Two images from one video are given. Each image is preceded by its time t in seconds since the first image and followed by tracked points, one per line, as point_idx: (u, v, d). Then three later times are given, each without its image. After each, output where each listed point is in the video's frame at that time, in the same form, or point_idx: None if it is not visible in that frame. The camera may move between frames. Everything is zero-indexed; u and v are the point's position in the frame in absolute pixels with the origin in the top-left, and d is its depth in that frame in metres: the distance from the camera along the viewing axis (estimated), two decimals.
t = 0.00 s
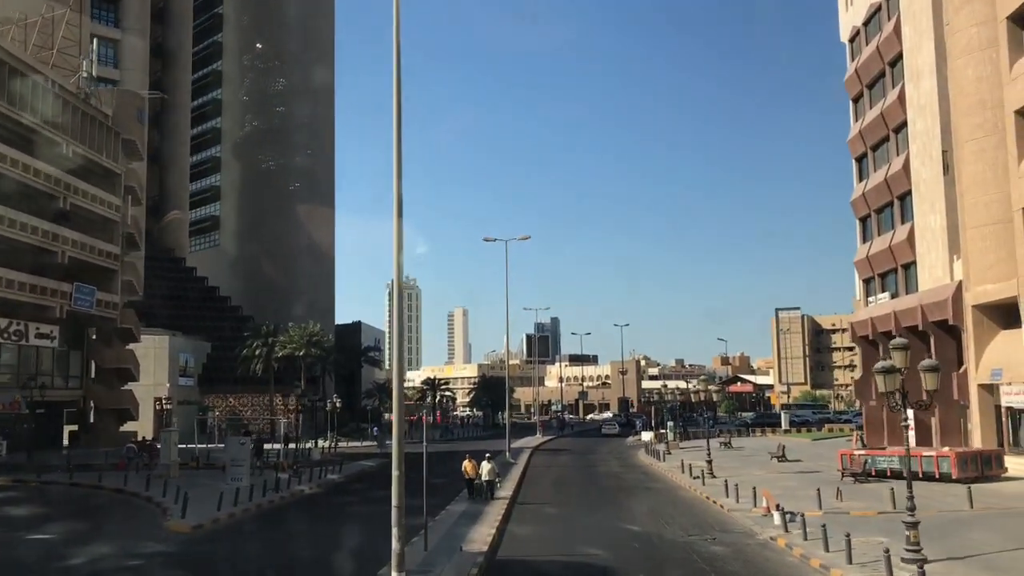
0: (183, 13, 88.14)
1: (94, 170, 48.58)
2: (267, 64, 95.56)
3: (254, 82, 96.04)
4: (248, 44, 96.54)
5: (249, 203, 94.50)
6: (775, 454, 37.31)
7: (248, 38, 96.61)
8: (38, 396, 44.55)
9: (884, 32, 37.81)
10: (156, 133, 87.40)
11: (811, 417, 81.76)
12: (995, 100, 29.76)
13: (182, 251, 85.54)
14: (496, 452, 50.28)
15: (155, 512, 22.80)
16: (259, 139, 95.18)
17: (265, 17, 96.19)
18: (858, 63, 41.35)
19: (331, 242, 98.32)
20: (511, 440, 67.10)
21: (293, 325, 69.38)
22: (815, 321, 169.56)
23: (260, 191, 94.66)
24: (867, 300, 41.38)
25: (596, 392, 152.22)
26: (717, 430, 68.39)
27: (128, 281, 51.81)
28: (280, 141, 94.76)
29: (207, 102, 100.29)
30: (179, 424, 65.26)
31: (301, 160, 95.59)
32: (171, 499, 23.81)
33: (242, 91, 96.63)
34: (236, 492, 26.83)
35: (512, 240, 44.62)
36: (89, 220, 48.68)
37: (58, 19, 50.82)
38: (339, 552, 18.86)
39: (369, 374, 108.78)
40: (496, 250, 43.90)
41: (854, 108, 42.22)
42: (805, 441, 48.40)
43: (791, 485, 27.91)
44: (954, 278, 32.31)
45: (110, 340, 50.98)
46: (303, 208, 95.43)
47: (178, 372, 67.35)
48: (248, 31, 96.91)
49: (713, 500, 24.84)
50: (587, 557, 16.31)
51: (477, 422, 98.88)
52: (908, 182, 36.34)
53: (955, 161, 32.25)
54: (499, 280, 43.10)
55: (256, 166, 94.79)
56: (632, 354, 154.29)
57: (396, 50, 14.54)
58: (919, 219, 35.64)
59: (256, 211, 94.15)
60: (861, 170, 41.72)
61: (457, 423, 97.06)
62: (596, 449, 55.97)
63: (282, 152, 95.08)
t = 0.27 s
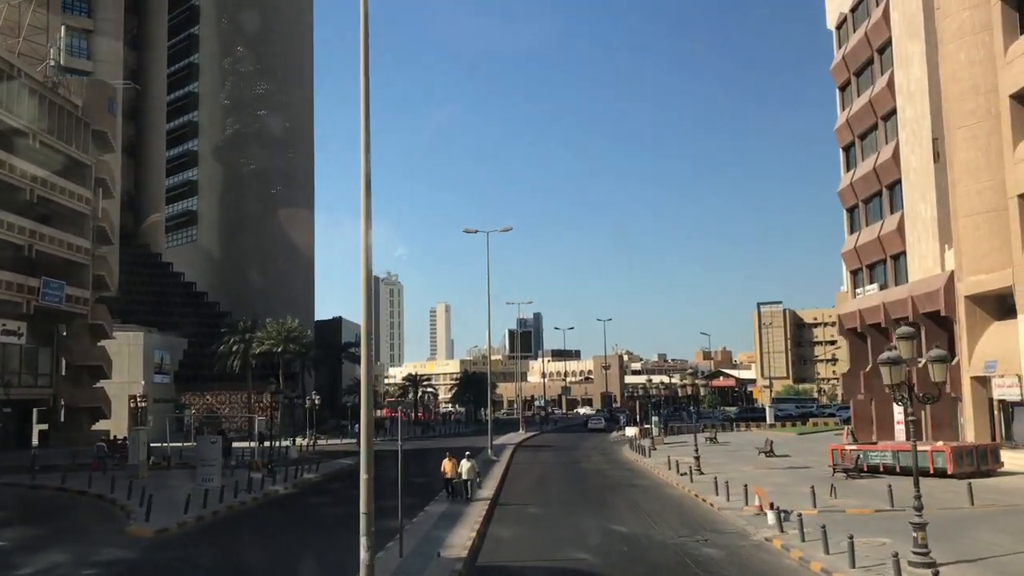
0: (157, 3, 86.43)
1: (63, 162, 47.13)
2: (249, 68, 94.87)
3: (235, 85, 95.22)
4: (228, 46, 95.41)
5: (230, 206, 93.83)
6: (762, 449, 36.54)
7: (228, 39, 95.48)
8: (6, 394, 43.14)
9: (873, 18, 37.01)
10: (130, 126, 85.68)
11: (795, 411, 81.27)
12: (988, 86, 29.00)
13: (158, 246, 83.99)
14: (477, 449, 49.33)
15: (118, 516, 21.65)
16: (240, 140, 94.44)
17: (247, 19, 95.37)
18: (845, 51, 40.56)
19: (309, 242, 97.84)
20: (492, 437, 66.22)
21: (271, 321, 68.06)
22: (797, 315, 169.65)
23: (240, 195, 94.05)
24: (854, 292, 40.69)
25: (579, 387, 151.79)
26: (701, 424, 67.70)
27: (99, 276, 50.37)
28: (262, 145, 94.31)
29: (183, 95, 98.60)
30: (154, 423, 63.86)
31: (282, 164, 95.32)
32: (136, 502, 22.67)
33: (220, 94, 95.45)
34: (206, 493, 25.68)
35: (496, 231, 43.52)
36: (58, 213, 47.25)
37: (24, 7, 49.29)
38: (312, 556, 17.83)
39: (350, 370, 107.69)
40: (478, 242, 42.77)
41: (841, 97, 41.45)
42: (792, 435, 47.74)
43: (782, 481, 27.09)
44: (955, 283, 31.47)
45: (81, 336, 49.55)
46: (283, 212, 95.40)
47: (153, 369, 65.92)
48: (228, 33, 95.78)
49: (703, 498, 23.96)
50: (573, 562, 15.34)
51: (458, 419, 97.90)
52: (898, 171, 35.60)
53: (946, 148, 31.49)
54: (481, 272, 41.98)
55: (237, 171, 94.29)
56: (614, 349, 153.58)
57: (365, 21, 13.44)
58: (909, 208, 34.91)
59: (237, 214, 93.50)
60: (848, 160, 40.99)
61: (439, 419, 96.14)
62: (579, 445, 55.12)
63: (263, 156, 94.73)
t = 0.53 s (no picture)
0: None
1: (32, 156, 45.58)
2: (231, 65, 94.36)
3: (219, 81, 94.97)
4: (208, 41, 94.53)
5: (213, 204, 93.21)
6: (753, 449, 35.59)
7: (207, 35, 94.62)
8: None
9: (865, 6, 36.09)
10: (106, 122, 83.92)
11: (783, 410, 80.52)
12: (987, 72, 28.09)
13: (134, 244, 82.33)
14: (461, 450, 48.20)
15: (77, 524, 20.34)
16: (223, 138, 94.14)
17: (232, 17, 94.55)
18: (837, 40, 39.64)
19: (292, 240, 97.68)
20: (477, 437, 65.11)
21: (250, 320, 66.62)
22: (782, 313, 169.31)
23: (223, 193, 93.40)
24: (846, 287, 39.79)
25: (564, 387, 150.97)
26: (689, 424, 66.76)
27: (70, 273, 48.79)
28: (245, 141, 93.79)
29: (161, 91, 96.90)
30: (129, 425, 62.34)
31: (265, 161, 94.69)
32: (97, 508, 21.34)
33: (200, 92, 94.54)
34: (174, 499, 24.36)
35: (480, 226, 42.36)
36: (27, 209, 45.70)
37: None
38: (281, 567, 16.59)
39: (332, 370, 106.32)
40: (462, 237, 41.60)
41: (832, 88, 40.54)
42: (783, 435, 46.82)
43: (777, 483, 26.08)
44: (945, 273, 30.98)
45: (51, 336, 47.99)
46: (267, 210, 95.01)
47: (129, 369, 64.35)
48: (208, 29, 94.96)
49: (696, 501, 22.91)
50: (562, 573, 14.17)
51: (442, 419, 96.69)
52: (892, 163, 34.69)
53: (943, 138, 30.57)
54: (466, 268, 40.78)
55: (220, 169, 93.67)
56: (600, 348, 152.74)
57: None
58: (904, 200, 34.01)
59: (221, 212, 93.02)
60: (840, 153, 40.08)
61: (422, 420, 94.93)
62: (565, 445, 54.06)
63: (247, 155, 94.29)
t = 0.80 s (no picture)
0: None
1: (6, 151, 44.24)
2: (217, 67, 87.51)
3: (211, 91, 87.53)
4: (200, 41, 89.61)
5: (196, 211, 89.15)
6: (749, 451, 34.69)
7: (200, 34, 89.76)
8: None
9: None
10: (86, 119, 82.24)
11: (774, 410, 79.83)
12: (992, 61, 27.19)
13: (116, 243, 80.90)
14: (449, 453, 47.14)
15: (39, 533, 19.17)
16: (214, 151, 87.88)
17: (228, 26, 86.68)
18: (832, 32, 38.74)
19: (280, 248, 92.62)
20: (466, 440, 64.05)
21: (233, 320, 65.18)
22: (771, 313, 168.83)
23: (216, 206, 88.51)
24: (842, 285, 38.88)
25: (552, 388, 150.10)
26: (680, 425, 65.92)
27: (45, 272, 47.46)
28: (227, 150, 87.33)
29: (144, 89, 95.47)
30: (110, 427, 61.01)
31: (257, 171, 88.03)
32: (61, 516, 20.15)
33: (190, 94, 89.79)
34: (146, 505, 23.18)
35: (469, 222, 41.13)
36: (1, 205, 44.36)
37: None
38: None
39: (319, 370, 105.08)
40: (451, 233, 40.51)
41: (828, 81, 39.69)
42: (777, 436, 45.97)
43: (776, 487, 25.13)
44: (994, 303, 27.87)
45: (26, 337, 46.66)
46: (255, 220, 89.91)
47: (109, 371, 62.90)
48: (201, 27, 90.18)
49: (693, 506, 21.92)
50: None
51: (430, 420, 95.69)
52: (891, 156, 33.76)
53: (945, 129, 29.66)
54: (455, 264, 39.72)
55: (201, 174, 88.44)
56: (588, 349, 151.78)
57: None
58: (903, 195, 33.10)
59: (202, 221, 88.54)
60: (836, 147, 39.18)
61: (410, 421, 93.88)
62: (555, 446, 53.06)
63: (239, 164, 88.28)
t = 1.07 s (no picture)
0: None
1: None
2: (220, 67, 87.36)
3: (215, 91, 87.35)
4: (194, 40, 88.41)
5: (180, 210, 87.16)
6: (751, 457, 33.52)
7: (192, 32, 88.23)
8: None
9: None
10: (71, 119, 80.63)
11: (771, 415, 78.76)
12: (1005, 50, 26.12)
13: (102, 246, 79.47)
14: (441, 459, 45.86)
15: None
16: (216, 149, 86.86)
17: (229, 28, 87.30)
18: (835, 25, 37.67)
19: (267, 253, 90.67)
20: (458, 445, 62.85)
21: (220, 324, 63.69)
22: (765, 317, 168.00)
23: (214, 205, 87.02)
24: (846, 285, 37.78)
25: (546, 392, 148.91)
26: (677, 429, 64.76)
27: (25, 274, 46.07)
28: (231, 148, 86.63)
29: (132, 90, 94.10)
30: (94, 433, 59.55)
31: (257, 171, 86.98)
32: (22, 530, 18.83)
33: (183, 92, 88.74)
34: (118, 519, 21.88)
35: (462, 220, 39.81)
36: None
37: None
38: None
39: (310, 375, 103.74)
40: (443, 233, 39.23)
41: (830, 76, 38.65)
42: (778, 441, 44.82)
43: (784, 495, 23.96)
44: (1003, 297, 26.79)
45: (5, 341, 45.24)
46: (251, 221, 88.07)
47: (93, 375, 61.37)
48: (194, 25, 88.74)
49: (697, 516, 20.74)
50: None
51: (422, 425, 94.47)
52: (897, 152, 32.65)
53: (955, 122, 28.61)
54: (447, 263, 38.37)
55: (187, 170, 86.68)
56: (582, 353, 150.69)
57: None
58: (909, 191, 31.99)
59: (185, 219, 86.49)
60: (839, 144, 38.13)
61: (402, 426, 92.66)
62: (550, 452, 51.82)
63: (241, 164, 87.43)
